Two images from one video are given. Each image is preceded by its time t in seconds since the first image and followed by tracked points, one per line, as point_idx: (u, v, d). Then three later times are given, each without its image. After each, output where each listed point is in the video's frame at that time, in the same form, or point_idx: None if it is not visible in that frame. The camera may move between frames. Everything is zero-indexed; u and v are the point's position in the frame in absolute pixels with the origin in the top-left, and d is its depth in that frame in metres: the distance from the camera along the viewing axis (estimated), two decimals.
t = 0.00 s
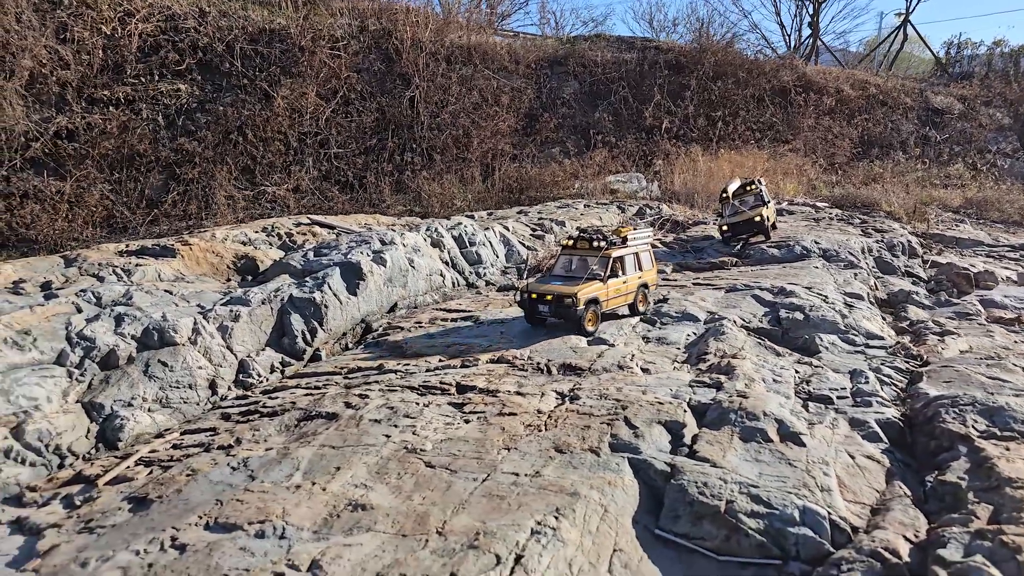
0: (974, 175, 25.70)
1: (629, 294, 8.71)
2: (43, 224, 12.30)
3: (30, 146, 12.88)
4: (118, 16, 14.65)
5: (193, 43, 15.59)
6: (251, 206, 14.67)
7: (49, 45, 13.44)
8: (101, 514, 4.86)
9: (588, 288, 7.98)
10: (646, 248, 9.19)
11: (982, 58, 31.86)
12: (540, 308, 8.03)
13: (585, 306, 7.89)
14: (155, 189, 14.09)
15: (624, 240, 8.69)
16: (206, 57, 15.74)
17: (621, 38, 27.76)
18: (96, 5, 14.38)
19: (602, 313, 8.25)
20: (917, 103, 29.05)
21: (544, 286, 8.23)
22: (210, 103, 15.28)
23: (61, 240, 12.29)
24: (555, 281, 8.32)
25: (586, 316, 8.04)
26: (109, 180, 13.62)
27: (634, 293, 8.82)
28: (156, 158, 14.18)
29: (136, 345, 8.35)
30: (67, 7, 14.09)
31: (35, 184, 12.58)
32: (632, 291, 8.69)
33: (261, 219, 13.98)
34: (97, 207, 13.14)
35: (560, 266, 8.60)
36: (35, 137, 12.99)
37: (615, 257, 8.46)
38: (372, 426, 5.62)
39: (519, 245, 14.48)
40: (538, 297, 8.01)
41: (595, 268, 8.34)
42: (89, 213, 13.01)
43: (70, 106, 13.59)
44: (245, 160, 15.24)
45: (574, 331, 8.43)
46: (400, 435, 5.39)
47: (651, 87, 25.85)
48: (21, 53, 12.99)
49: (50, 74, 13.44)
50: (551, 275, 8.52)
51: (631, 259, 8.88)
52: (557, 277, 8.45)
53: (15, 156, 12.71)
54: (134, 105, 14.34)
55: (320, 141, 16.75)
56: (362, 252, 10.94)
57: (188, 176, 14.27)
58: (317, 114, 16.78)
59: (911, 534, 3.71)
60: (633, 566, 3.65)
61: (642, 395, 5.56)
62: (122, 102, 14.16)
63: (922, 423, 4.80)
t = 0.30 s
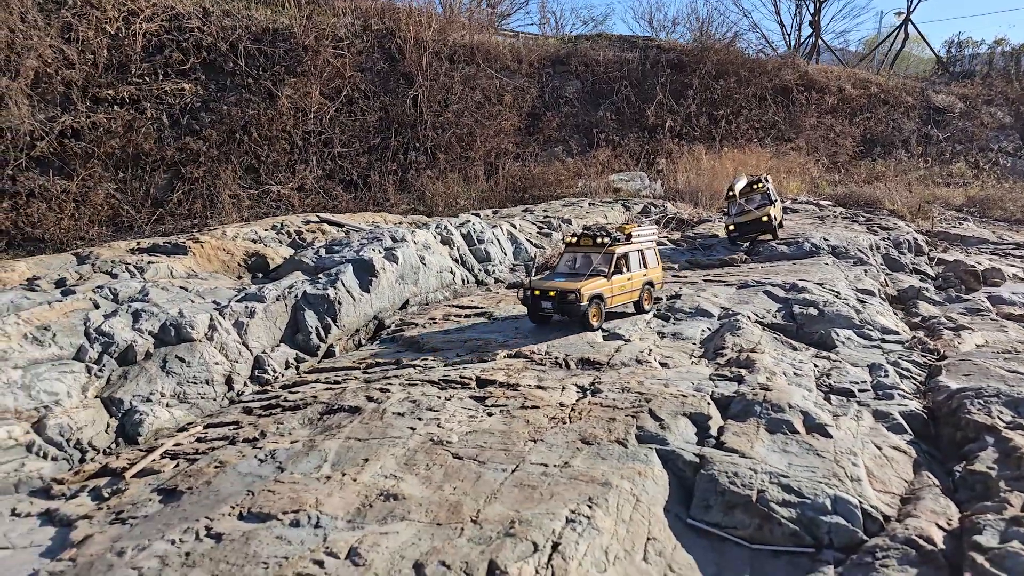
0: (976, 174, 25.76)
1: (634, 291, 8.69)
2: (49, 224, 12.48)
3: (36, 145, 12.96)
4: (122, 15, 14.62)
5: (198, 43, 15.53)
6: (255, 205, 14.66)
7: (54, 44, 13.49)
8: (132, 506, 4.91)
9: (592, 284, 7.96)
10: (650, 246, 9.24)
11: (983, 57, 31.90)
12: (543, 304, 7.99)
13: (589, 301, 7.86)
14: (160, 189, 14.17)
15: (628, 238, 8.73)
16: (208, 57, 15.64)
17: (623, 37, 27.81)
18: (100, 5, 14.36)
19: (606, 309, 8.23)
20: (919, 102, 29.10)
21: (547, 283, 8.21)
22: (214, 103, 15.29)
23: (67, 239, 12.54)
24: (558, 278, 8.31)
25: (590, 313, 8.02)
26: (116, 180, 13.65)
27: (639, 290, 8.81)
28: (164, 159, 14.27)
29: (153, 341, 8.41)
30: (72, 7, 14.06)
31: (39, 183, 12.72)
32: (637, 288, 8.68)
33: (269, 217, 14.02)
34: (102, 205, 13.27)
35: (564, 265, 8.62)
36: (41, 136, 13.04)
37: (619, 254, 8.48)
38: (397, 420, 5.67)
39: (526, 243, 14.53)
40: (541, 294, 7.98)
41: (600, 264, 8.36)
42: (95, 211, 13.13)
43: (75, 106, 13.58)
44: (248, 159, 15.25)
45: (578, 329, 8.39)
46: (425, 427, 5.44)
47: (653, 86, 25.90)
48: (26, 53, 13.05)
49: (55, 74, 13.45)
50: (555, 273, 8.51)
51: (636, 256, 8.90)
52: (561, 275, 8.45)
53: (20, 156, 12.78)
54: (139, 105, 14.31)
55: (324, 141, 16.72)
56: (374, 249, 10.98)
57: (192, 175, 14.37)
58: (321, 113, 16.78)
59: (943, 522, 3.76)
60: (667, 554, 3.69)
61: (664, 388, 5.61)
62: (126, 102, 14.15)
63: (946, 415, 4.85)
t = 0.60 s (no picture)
0: (979, 172, 25.81)
1: (639, 287, 8.71)
2: (53, 222, 12.08)
3: (41, 144, 12.86)
4: (127, 14, 14.78)
5: (203, 42, 15.64)
6: (262, 204, 14.62)
7: (60, 43, 13.57)
8: (165, 496, 4.94)
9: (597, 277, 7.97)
10: (653, 242, 9.31)
11: (984, 56, 31.96)
12: (549, 299, 7.95)
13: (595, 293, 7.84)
14: (165, 187, 14.07)
15: (631, 233, 8.76)
16: (213, 56, 15.78)
17: (626, 37, 27.86)
18: (105, 4, 14.53)
19: (612, 304, 8.22)
20: (920, 102, 29.18)
21: (551, 279, 8.19)
22: (219, 101, 15.32)
23: (73, 236, 12.09)
24: (562, 274, 8.31)
25: (597, 308, 8.01)
26: (122, 180, 13.58)
27: (645, 286, 8.83)
28: (169, 157, 14.19)
29: (172, 336, 8.44)
30: (77, 6, 14.26)
31: (44, 180, 12.56)
32: (642, 283, 8.71)
33: (279, 215, 14.04)
34: (106, 202, 12.93)
35: (568, 263, 8.62)
36: (46, 135, 12.97)
37: (623, 249, 8.53)
38: (424, 412, 5.70)
39: (535, 240, 14.55)
40: (546, 288, 7.96)
41: (605, 260, 8.41)
42: (102, 209, 12.86)
43: (80, 104, 13.60)
44: (253, 158, 15.26)
45: (584, 326, 8.35)
46: (454, 419, 5.48)
47: (656, 86, 25.96)
48: (32, 51, 13.13)
49: (61, 72, 13.50)
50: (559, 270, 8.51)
51: (640, 252, 8.96)
52: (565, 272, 8.45)
53: (26, 154, 12.67)
54: (144, 104, 14.39)
55: (328, 139, 16.71)
56: (388, 245, 11.01)
57: (197, 173, 14.25)
58: (326, 112, 16.80)
59: (981, 509, 3.80)
60: (706, 541, 3.73)
61: (690, 381, 5.66)
62: (131, 101, 14.23)
63: (974, 406, 4.90)
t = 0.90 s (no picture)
0: (980, 171, 25.86)
1: (645, 285, 8.56)
2: (60, 221, 12.35)
3: (46, 143, 13.02)
4: (130, 13, 14.79)
5: (206, 41, 15.55)
6: (265, 203, 14.45)
7: (63, 41, 13.64)
8: (199, 486, 4.98)
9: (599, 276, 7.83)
10: (659, 239, 9.18)
11: (984, 56, 32.00)
12: (551, 299, 7.84)
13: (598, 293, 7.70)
14: (170, 185, 14.08)
15: (636, 229, 8.67)
16: (217, 55, 15.69)
17: (627, 36, 27.92)
18: (109, 2, 14.55)
19: (616, 303, 8.08)
20: (922, 101, 29.23)
21: (554, 279, 8.08)
22: (222, 100, 15.23)
23: (79, 236, 12.38)
24: (565, 273, 8.20)
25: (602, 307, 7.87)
26: (127, 179, 13.63)
27: (651, 284, 8.69)
28: (170, 157, 14.18)
29: (191, 331, 8.48)
30: (81, 4, 14.26)
31: (48, 178, 12.83)
32: (648, 281, 8.56)
33: (288, 213, 14.05)
34: (111, 199, 13.17)
35: (572, 261, 8.56)
36: (50, 134, 13.11)
37: (627, 247, 8.41)
38: (452, 404, 5.73)
39: (544, 237, 14.54)
40: (548, 288, 7.86)
41: (608, 258, 8.28)
42: (106, 208, 13.06)
43: (84, 103, 13.67)
44: (257, 156, 15.16)
45: (590, 325, 8.22)
46: (483, 410, 5.51)
47: (659, 85, 26.00)
48: (36, 50, 13.21)
49: (65, 71, 13.59)
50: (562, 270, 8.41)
51: (645, 249, 8.84)
52: (569, 271, 8.36)
53: (30, 153, 12.84)
54: (148, 103, 14.39)
55: (332, 137, 16.56)
56: (402, 241, 11.04)
57: (202, 172, 14.22)
58: (330, 110, 16.66)
59: (1019, 495, 3.86)
60: (748, 528, 3.77)
61: (717, 372, 5.71)
62: (135, 99, 14.23)
63: (1002, 396, 4.94)
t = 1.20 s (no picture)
0: (981, 170, 25.92)
1: (650, 285, 8.32)
2: (62, 219, 12.13)
3: (48, 140, 12.59)
4: (133, 10, 14.12)
5: (208, 38, 14.97)
6: (270, 200, 14.27)
7: (65, 37, 13.07)
8: (229, 475, 4.99)
9: (604, 276, 7.56)
10: (667, 237, 8.85)
11: (984, 55, 32.04)
12: (553, 299, 7.60)
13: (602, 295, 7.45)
14: (176, 182, 13.67)
15: (644, 227, 8.32)
16: (219, 53, 15.11)
17: (630, 35, 27.91)
18: None
19: (620, 304, 7.85)
20: (922, 100, 29.28)
21: (557, 276, 7.82)
22: (225, 98, 14.72)
23: (82, 233, 12.23)
24: (569, 270, 7.92)
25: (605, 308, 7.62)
26: (132, 177, 13.24)
27: (656, 283, 8.42)
28: (173, 154, 13.76)
29: (207, 324, 8.49)
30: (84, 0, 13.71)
31: (51, 175, 12.41)
32: (653, 281, 8.31)
33: (296, 209, 14.03)
34: (116, 198, 12.82)
35: (576, 256, 8.21)
36: (53, 131, 12.67)
37: (634, 245, 8.06)
38: (477, 394, 5.76)
39: (553, 234, 14.49)
40: (551, 287, 7.61)
41: (614, 256, 7.95)
42: (110, 204, 12.77)
43: (87, 100, 13.17)
44: (261, 154, 14.71)
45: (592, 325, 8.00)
46: (510, 401, 5.54)
47: (661, 83, 25.98)
48: (38, 46, 12.71)
49: (67, 67, 13.07)
50: (566, 266, 8.11)
51: (653, 248, 8.52)
52: (573, 267, 8.06)
53: (33, 150, 12.43)
54: (151, 100, 13.84)
55: (336, 136, 16.19)
56: (414, 236, 11.07)
57: (206, 170, 13.87)
58: (333, 108, 16.27)
59: None
60: (784, 512, 3.80)
61: (741, 363, 5.74)
62: (138, 97, 13.68)
63: None
